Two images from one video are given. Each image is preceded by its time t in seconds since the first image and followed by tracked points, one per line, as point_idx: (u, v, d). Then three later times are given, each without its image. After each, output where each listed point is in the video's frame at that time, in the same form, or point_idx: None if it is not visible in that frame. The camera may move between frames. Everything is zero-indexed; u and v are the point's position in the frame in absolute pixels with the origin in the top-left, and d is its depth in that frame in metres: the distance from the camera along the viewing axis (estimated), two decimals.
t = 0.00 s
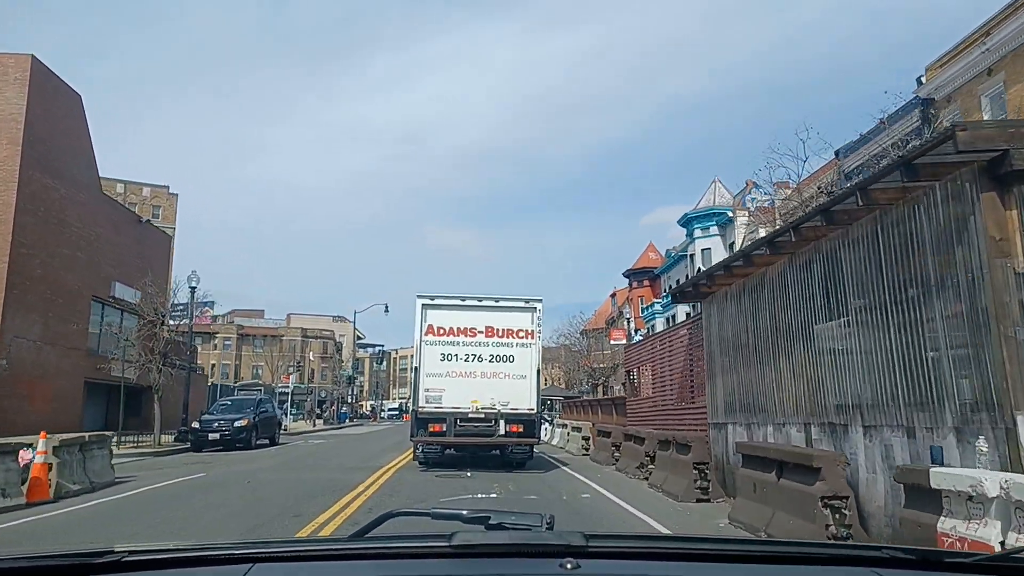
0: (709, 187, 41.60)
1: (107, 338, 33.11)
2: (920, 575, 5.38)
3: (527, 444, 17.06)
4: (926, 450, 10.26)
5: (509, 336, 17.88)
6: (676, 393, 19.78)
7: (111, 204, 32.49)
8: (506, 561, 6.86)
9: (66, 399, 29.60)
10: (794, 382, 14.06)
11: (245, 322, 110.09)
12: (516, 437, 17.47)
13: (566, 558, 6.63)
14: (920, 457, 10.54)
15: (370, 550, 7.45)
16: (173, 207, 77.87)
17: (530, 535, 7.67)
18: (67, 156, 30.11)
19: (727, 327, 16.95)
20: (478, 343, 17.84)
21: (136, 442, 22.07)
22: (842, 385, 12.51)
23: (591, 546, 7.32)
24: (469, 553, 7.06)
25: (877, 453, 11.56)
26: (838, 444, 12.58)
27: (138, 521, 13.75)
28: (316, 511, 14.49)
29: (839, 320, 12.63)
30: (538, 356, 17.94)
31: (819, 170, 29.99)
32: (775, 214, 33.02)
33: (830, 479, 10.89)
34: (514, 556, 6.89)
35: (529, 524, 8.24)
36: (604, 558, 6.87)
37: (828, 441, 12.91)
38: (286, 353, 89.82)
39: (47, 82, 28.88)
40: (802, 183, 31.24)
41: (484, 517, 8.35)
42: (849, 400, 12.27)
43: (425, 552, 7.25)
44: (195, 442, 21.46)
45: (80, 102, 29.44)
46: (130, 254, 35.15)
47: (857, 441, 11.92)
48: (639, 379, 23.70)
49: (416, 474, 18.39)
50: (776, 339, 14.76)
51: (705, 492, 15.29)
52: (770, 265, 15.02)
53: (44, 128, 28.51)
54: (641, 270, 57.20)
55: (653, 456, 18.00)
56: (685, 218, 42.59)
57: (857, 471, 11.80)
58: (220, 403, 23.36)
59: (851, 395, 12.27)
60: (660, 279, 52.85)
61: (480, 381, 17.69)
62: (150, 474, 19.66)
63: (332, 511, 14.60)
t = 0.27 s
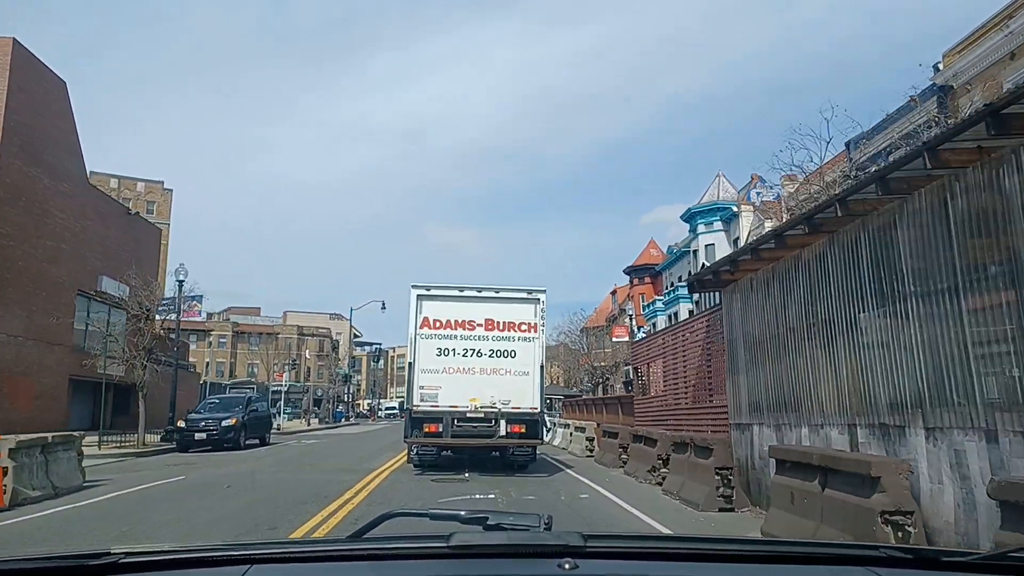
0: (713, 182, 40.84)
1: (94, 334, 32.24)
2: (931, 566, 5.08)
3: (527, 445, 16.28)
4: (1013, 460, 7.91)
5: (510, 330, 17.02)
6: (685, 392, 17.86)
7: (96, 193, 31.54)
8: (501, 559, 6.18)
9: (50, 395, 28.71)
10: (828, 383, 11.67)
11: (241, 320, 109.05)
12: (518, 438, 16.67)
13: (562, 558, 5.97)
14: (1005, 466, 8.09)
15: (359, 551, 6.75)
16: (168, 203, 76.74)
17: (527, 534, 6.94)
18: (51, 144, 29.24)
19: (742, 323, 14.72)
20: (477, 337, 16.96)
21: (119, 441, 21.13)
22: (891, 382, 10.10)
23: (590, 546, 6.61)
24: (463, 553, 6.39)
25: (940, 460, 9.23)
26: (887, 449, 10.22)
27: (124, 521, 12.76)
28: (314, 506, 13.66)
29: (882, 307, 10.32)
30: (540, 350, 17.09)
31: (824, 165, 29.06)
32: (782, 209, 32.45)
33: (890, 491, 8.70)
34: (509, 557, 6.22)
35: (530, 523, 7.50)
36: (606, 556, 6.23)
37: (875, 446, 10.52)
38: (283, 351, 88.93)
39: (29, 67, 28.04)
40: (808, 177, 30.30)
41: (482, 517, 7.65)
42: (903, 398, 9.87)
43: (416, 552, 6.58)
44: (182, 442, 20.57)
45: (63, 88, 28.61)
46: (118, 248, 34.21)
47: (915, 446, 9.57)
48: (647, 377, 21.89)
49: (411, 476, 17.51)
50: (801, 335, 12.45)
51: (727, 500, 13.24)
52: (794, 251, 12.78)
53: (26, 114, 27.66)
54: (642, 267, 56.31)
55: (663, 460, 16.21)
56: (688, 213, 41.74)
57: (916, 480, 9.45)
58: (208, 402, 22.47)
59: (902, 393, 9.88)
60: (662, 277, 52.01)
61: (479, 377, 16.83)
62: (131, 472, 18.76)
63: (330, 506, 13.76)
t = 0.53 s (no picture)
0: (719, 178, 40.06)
1: (87, 336, 31.51)
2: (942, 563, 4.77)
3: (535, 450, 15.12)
4: None
5: (515, 326, 15.80)
6: (702, 392, 16.27)
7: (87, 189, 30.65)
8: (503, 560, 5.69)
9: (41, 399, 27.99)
10: (878, 382, 10.06)
11: (242, 322, 108.26)
12: (524, 442, 15.39)
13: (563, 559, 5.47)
14: None
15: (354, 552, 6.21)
16: (168, 205, 75.46)
17: (528, 534, 6.44)
18: (39, 140, 28.50)
19: (770, 315, 13.08)
20: (479, 334, 15.75)
21: (107, 446, 20.37)
22: (962, 382, 8.47)
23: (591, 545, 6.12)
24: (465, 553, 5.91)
25: None
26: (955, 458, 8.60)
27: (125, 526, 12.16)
28: (319, 509, 13.21)
29: (948, 293, 8.68)
30: (548, 348, 15.88)
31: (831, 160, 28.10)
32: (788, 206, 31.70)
33: (972, 508, 7.36)
34: (510, 557, 5.75)
35: (531, 524, 6.99)
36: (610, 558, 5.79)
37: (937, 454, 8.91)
38: (283, 353, 88.16)
39: (15, 61, 27.31)
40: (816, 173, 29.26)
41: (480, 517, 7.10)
42: (977, 400, 8.24)
43: (413, 553, 6.09)
44: (173, 446, 19.81)
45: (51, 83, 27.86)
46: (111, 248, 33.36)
47: (992, 454, 7.96)
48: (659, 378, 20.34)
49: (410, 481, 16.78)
50: (844, 326, 10.82)
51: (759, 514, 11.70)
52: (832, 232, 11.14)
53: (12, 108, 26.92)
54: (647, 266, 55.49)
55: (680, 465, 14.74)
56: (693, 210, 40.95)
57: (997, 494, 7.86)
58: (201, 405, 21.70)
59: (975, 392, 8.30)
60: (667, 276, 51.19)
61: (481, 377, 15.61)
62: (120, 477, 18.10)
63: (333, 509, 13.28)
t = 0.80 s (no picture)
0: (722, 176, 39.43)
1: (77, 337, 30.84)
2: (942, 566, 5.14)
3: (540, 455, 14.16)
4: None
5: (519, 324, 15.03)
6: (722, 393, 15.16)
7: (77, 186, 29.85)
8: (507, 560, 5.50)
9: (30, 401, 27.34)
10: (937, 377, 9.13)
11: (240, 324, 107.35)
12: (527, 446, 14.58)
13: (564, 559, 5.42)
14: None
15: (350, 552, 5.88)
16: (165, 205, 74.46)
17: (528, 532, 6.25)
18: (26, 136, 27.84)
19: (803, 306, 12.07)
20: (481, 332, 14.98)
21: (96, 450, 19.75)
22: None
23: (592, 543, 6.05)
24: (465, 550, 5.72)
25: None
26: None
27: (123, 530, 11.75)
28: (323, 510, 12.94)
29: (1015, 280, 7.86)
30: (553, 347, 15.10)
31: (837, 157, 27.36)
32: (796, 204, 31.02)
33: None
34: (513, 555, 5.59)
35: (531, 522, 6.83)
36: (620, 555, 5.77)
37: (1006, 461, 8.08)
38: (282, 354, 87.55)
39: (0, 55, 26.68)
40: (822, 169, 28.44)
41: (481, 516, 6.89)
42: None
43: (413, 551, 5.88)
44: (164, 451, 19.12)
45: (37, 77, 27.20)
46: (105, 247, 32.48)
47: None
48: (671, 376, 19.16)
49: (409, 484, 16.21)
50: (894, 318, 9.87)
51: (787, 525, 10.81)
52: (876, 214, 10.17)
53: None
54: (649, 266, 54.80)
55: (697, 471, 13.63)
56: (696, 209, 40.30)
57: None
58: (192, 407, 21.03)
59: None
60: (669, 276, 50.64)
61: (483, 378, 14.85)
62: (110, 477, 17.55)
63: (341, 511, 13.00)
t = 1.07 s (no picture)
0: (727, 175, 38.89)
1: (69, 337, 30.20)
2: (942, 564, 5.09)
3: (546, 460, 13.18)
4: None
5: (523, 322, 14.10)
6: (746, 395, 14.16)
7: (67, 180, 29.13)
8: (504, 558, 5.21)
9: (19, 402, 26.75)
10: (1001, 369, 8.25)
11: (239, 326, 106.71)
12: (532, 451, 13.69)
13: (563, 556, 5.20)
14: None
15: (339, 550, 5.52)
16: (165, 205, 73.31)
17: (525, 529, 5.98)
18: (16, 131, 27.23)
19: (840, 299, 11.23)
20: (483, 330, 14.02)
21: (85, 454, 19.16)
22: None
23: (590, 540, 5.84)
24: (461, 545, 5.45)
25: None
26: None
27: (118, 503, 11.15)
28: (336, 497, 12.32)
29: None
30: (559, 346, 14.16)
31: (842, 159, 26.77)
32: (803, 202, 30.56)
33: None
34: (511, 552, 5.34)
35: (532, 520, 6.55)
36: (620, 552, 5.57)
37: None
38: (281, 356, 86.94)
39: None
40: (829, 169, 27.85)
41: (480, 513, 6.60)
42: None
43: (406, 549, 5.59)
44: (154, 454, 18.53)
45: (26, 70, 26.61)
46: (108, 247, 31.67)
47: None
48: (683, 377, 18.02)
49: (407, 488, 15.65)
50: (946, 307, 9.05)
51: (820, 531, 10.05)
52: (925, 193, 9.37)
53: None
54: (651, 267, 54.23)
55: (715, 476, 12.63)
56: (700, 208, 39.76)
57: None
58: (185, 409, 20.40)
59: None
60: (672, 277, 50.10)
61: (485, 378, 13.90)
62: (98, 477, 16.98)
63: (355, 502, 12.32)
